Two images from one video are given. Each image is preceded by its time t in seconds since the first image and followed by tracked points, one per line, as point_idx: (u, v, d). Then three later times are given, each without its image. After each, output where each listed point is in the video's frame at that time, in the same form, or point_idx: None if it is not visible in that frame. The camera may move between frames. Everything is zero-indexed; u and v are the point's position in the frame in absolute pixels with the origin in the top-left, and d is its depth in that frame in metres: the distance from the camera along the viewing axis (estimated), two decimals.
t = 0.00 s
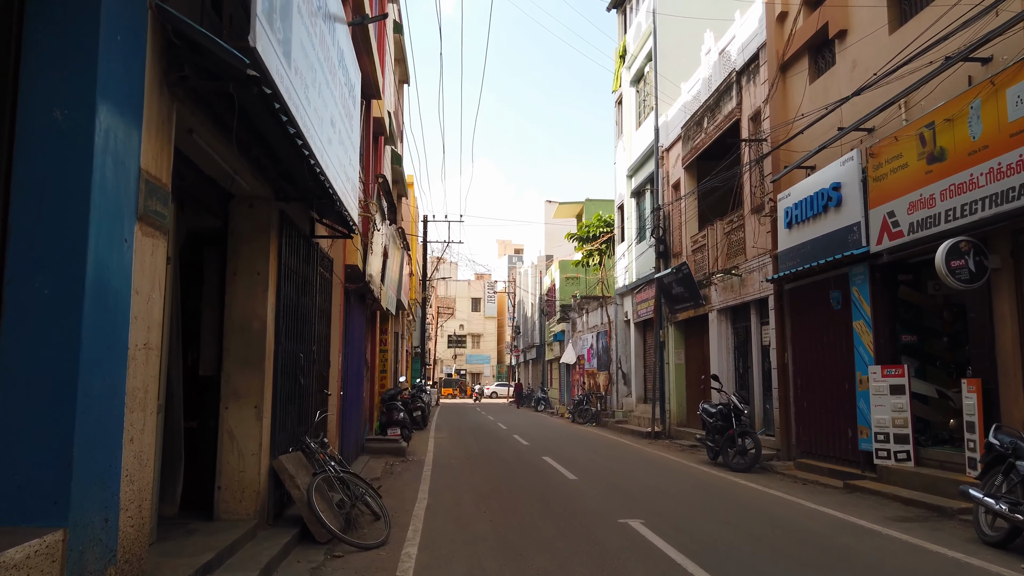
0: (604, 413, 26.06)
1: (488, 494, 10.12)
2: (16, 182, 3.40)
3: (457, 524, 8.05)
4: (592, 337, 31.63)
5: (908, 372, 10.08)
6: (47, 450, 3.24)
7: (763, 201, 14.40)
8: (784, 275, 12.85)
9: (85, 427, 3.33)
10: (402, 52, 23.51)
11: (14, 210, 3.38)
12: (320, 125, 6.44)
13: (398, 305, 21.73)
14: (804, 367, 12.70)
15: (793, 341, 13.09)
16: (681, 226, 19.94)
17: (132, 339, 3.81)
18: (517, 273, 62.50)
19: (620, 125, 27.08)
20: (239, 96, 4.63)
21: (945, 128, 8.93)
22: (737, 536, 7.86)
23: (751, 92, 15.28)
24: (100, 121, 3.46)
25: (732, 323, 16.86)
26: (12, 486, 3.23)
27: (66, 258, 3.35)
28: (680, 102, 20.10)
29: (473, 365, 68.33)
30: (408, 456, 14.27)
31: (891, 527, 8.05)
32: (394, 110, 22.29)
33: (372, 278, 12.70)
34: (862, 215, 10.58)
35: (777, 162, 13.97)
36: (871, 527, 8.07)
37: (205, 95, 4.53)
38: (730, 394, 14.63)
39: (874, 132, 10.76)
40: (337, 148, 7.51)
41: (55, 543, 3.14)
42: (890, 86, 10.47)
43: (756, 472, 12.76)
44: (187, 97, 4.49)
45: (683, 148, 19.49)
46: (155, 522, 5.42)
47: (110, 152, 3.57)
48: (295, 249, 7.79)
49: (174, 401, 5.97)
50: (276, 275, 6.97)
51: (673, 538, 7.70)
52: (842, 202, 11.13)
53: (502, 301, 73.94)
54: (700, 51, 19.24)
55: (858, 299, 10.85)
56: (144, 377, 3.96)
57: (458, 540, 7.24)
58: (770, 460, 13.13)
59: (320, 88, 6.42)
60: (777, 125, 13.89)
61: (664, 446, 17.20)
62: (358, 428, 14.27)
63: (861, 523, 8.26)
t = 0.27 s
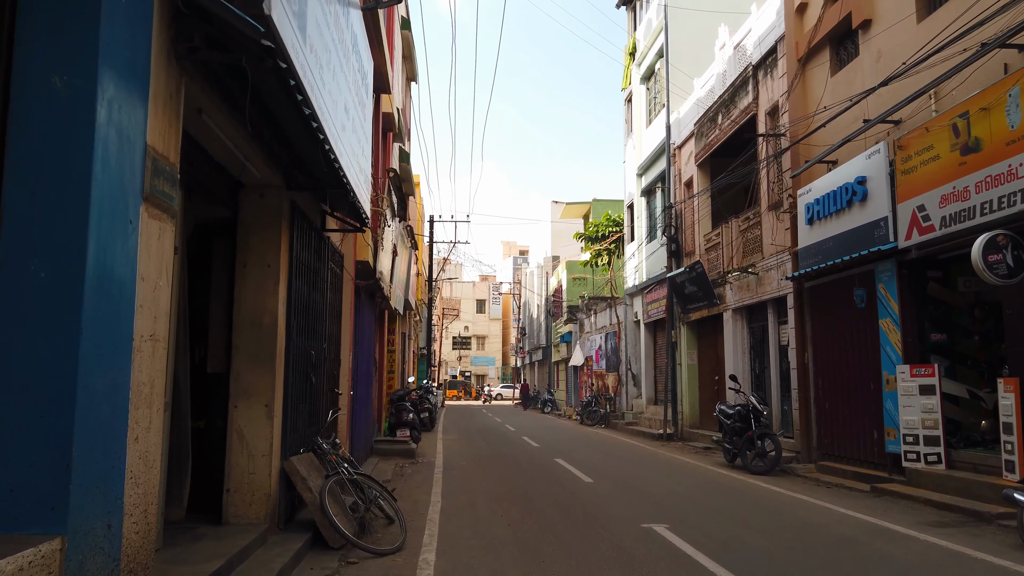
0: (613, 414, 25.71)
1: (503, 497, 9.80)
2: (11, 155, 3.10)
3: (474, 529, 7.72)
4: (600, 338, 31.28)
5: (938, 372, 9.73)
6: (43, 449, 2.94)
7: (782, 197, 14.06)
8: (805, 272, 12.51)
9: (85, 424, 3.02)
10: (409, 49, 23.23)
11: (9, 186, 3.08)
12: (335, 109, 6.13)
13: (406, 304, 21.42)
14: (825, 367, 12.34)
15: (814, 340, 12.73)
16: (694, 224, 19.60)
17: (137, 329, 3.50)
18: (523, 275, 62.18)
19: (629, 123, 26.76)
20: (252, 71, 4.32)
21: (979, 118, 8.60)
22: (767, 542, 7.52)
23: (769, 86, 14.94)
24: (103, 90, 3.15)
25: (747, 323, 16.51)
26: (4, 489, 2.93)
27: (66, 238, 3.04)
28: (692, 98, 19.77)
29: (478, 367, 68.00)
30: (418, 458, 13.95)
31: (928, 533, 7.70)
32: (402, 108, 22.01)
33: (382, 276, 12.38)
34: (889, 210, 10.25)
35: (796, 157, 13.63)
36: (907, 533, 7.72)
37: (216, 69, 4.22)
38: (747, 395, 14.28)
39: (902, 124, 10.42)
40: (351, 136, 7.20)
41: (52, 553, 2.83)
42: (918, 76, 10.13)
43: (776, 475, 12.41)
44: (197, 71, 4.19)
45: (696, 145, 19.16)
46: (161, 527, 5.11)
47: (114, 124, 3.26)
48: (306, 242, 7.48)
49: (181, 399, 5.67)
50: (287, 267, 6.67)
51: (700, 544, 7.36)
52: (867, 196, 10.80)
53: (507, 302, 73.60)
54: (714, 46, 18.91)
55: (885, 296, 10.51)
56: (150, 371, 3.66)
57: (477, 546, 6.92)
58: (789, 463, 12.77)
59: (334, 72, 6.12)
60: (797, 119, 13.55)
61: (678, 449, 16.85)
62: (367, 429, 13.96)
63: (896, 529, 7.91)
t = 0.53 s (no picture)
0: (619, 416, 25.40)
1: (512, 503, 9.51)
2: None
3: (483, 537, 7.44)
4: (605, 339, 30.98)
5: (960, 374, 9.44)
6: (22, 460, 2.67)
7: (795, 195, 13.77)
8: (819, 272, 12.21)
9: (68, 433, 2.75)
10: (413, 47, 22.98)
11: None
12: (340, 100, 5.86)
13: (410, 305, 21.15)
14: (841, 369, 12.04)
15: (829, 341, 12.43)
16: (702, 223, 19.30)
17: (129, 329, 3.23)
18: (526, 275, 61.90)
19: (635, 122, 26.48)
20: (254, 54, 4.03)
21: (1006, 111, 8.31)
22: (788, 550, 7.25)
23: (781, 83, 14.64)
24: (90, 68, 2.89)
25: (758, 323, 16.21)
26: None
27: (48, 229, 2.77)
28: (701, 96, 19.49)
29: (481, 368, 67.70)
30: (423, 461, 13.67)
31: (955, 541, 7.41)
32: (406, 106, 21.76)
33: (387, 275, 12.10)
34: (909, 207, 9.95)
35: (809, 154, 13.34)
36: (933, 541, 7.43)
37: (215, 52, 3.95)
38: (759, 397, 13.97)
39: (922, 119, 10.13)
40: (356, 129, 6.93)
41: None
42: (939, 69, 9.84)
43: (790, 479, 12.11)
44: (195, 54, 3.92)
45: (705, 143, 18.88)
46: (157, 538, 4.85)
47: (103, 105, 2.99)
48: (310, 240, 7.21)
49: (179, 403, 5.41)
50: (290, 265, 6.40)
51: (719, 552, 7.09)
52: (886, 193, 10.51)
53: (511, 303, 73.31)
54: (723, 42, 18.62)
55: (904, 296, 10.22)
56: (143, 375, 3.39)
57: (487, 556, 6.63)
58: (804, 466, 12.47)
59: (340, 61, 5.85)
60: (810, 115, 13.26)
61: (687, 452, 16.55)
62: (371, 431, 13.69)
63: (921, 537, 7.62)
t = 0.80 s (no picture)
0: (622, 416, 25.02)
1: (515, 503, 9.16)
2: None
3: (485, 539, 7.08)
4: (607, 338, 30.61)
5: (979, 368, 9.09)
6: None
7: (804, 187, 13.43)
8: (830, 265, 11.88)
9: (14, 420, 2.41)
10: (413, 41, 22.66)
11: None
12: (333, 74, 5.53)
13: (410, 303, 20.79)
14: (853, 365, 11.69)
15: (840, 336, 12.08)
16: (707, 218, 18.96)
17: (92, 308, 2.90)
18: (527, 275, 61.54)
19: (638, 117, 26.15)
20: (236, 12, 3.69)
21: None
22: (804, 550, 6.91)
23: (788, 72, 14.31)
24: (43, 8, 2.56)
25: (765, 320, 15.87)
26: None
27: None
28: (705, 88, 19.15)
29: (482, 368, 67.33)
30: (423, 461, 13.31)
31: (979, 541, 7.07)
32: (406, 101, 21.43)
33: (385, 269, 11.77)
34: (925, 196, 9.63)
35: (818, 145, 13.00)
36: (956, 541, 7.10)
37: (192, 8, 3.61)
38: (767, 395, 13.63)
39: (938, 105, 9.80)
40: (352, 110, 6.60)
41: None
42: (956, 52, 9.51)
43: (801, 479, 11.76)
44: (171, 10, 3.59)
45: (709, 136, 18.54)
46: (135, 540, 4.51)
47: (60, 52, 2.66)
48: (303, 227, 6.87)
49: (162, 396, 5.08)
50: (282, 251, 6.07)
51: (732, 553, 6.75)
52: (900, 182, 10.18)
53: (512, 303, 72.95)
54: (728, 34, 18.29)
55: (920, 288, 9.89)
56: (109, 359, 3.05)
57: (489, 558, 6.28)
58: (814, 465, 12.11)
59: (334, 34, 5.51)
60: (819, 104, 12.92)
61: (693, 451, 16.20)
62: (370, 430, 13.34)
63: (943, 537, 7.28)
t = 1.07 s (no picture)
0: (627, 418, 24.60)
1: (522, 514, 8.74)
2: None
3: (493, 556, 6.66)
4: (611, 338, 30.19)
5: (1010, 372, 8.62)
6: None
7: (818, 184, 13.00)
8: (846, 264, 11.46)
9: None
10: (413, 36, 22.22)
11: None
12: (328, 60, 5.10)
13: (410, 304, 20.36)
14: (871, 368, 11.27)
15: (857, 338, 11.66)
16: (714, 217, 18.52)
17: (41, 318, 2.48)
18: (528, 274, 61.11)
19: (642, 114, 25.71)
20: None
21: None
22: (831, 568, 6.50)
23: (801, 65, 13.86)
24: None
25: (776, 320, 15.44)
26: None
27: None
28: (713, 84, 18.71)
29: (483, 368, 66.92)
30: (425, 467, 12.89)
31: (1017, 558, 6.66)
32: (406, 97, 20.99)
33: (386, 269, 11.34)
34: (950, 192, 9.21)
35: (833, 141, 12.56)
36: (992, 558, 6.68)
37: None
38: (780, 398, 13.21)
39: (963, 97, 9.37)
40: (349, 100, 6.17)
41: None
42: (983, 41, 9.07)
43: (817, 486, 11.33)
44: None
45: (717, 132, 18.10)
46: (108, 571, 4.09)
47: None
48: (298, 225, 6.44)
49: (141, 409, 4.66)
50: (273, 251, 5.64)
51: (756, 571, 6.33)
52: (923, 177, 9.75)
53: (513, 302, 72.51)
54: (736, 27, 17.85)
55: (944, 289, 9.46)
56: (64, 378, 2.63)
57: None
58: (831, 472, 11.69)
59: (329, 16, 5.09)
60: (835, 98, 12.48)
61: (702, 455, 15.79)
62: (370, 436, 12.92)
63: (977, 553, 6.87)
